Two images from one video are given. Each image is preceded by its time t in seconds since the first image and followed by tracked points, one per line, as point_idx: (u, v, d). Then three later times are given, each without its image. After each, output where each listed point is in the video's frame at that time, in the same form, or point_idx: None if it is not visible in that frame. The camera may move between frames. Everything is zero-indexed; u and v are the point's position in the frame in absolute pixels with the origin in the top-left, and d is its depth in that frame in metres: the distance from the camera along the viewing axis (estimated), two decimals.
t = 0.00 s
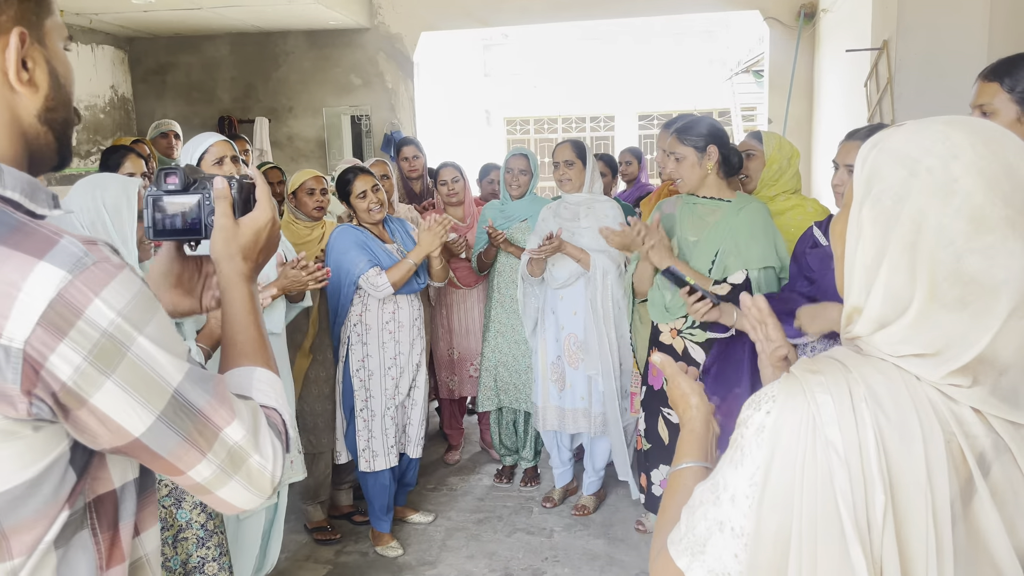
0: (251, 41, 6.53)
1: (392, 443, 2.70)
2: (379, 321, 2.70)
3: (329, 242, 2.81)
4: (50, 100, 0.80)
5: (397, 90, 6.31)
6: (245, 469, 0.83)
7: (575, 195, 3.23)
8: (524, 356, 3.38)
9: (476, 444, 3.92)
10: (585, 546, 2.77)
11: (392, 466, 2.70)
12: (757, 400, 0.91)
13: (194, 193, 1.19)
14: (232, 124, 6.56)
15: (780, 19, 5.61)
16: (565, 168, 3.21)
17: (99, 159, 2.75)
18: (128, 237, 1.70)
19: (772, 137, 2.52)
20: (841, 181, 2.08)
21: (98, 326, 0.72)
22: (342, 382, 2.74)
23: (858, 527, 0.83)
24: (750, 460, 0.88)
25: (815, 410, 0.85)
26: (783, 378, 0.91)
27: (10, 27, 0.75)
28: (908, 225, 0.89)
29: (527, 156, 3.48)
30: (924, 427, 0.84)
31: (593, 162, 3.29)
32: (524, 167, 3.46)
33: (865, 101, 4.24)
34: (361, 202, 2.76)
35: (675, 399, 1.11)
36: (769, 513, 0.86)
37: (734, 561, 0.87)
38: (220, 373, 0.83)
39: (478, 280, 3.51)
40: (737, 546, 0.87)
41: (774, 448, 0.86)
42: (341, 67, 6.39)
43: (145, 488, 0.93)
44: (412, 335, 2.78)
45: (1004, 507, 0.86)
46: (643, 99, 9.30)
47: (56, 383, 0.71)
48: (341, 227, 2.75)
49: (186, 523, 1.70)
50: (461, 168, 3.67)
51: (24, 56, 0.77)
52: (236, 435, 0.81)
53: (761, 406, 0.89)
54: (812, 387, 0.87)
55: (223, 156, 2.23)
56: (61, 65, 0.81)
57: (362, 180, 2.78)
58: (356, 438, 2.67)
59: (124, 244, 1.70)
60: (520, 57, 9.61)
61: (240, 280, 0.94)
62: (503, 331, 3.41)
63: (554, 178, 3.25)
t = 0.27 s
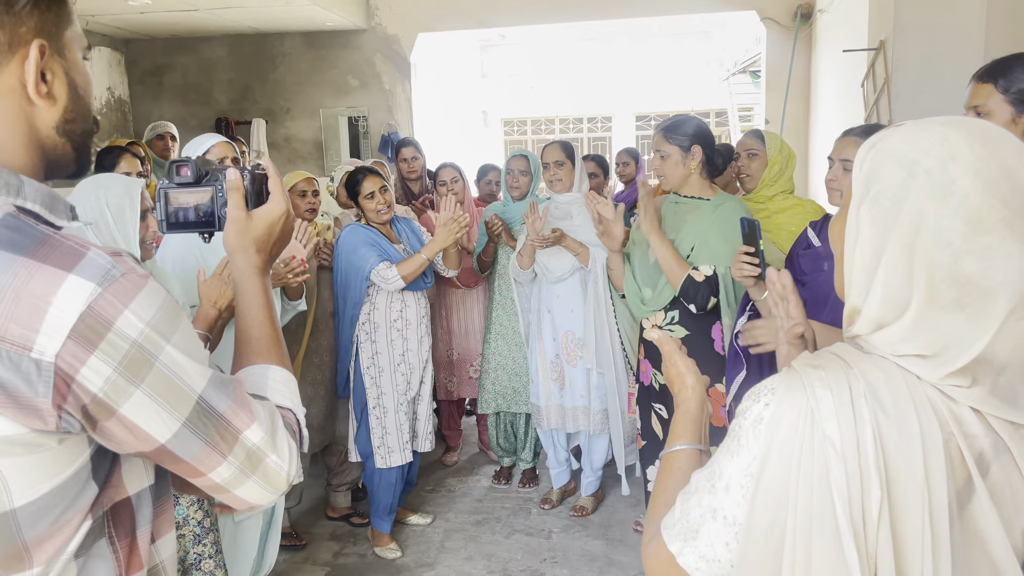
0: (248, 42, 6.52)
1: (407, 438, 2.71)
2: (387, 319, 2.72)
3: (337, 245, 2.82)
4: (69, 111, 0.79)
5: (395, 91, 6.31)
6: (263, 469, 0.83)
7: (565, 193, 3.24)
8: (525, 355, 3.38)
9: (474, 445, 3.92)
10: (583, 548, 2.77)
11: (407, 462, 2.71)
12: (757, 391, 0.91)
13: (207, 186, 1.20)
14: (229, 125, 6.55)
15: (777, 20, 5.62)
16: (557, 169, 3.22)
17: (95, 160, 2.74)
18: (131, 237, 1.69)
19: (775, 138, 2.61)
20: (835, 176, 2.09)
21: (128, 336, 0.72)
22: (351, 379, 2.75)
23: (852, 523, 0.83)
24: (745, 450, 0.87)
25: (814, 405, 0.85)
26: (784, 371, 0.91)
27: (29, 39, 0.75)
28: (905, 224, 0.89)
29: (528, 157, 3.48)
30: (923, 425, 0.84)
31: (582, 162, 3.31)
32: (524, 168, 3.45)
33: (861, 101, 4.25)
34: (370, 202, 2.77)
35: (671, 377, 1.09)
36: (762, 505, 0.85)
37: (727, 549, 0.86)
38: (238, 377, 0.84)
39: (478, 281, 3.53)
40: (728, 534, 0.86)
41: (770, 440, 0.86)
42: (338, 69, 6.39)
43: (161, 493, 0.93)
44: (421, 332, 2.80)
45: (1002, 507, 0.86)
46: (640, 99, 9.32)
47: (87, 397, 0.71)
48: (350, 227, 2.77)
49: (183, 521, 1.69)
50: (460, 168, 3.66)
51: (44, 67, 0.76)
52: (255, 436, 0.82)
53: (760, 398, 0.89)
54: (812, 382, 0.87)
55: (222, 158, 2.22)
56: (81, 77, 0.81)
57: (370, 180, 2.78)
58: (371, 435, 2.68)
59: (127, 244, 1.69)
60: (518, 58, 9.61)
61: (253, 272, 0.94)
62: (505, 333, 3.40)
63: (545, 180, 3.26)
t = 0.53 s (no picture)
0: (245, 43, 6.52)
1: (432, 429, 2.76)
2: (393, 319, 2.77)
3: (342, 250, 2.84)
4: (71, 113, 0.79)
5: (393, 92, 6.31)
6: (257, 458, 0.83)
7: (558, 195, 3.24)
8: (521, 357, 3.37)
9: (472, 446, 3.91)
10: (582, 549, 2.76)
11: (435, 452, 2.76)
12: (753, 392, 0.91)
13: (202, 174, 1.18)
14: (227, 126, 6.54)
15: (775, 21, 5.63)
16: (549, 171, 3.22)
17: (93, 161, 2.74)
18: (130, 236, 1.68)
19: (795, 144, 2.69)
20: (826, 176, 2.10)
21: (137, 330, 0.71)
22: (361, 379, 2.78)
23: (849, 519, 0.83)
24: (743, 450, 0.88)
25: (810, 402, 0.85)
26: (779, 370, 0.91)
27: (30, 40, 0.74)
28: (900, 222, 0.89)
29: (528, 160, 3.47)
30: (919, 423, 0.84)
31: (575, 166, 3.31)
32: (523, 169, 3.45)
33: (859, 102, 4.25)
34: (377, 203, 2.82)
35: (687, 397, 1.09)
36: (759, 504, 0.86)
37: (726, 547, 0.87)
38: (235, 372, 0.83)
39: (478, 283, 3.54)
40: (727, 533, 0.87)
41: (766, 440, 0.86)
42: (336, 70, 6.38)
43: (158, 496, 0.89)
44: (426, 330, 2.86)
45: (1001, 505, 0.85)
46: (638, 100, 9.32)
47: (94, 394, 0.71)
48: (356, 228, 2.80)
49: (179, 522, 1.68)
50: (459, 169, 3.65)
51: (45, 69, 0.76)
52: (251, 426, 0.82)
53: (757, 397, 0.89)
54: (807, 379, 0.87)
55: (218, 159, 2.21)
56: (83, 80, 0.81)
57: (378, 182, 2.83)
58: (397, 429, 2.71)
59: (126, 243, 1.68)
60: (516, 59, 9.60)
61: (247, 261, 0.93)
62: (504, 337, 3.38)
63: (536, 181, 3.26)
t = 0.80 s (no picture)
0: (245, 44, 6.51)
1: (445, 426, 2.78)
2: (399, 321, 2.79)
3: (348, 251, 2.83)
4: (73, 116, 0.78)
5: (392, 94, 6.31)
6: (235, 472, 0.82)
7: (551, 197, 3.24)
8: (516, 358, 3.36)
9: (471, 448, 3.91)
10: (580, 551, 2.75)
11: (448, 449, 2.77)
12: (753, 391, 0.90)
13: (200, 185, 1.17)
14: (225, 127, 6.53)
15: (774, 24, 5.64)
16: (543, 173, 3.22)
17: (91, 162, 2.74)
18: (132, 237, 1.69)
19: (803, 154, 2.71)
20: (815, 179, 2.12)
21: (140, 334, 0.71)
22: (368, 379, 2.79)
23: (849, 520, 0.83)
24: (743, 449, 0.87)
25: (812, 403, 0.85)
26: (779, 371, 0.91)
27: (35, 43, 0.74)
28: (901, 223, 0.89)
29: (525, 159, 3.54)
30: (919, 423, 0.84)
31: (566, 166, 3.30)
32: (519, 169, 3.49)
33: (858, 105, 4.26)
34: (382, 205, 2.83)
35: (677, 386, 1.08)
36: (759, 501, 0.85)
37: (723, 546, 0.87)
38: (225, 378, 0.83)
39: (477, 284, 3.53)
40: (725, 532, 0.87)
41: (767, 440, 0.86)
42: (335, 71, 6.38)
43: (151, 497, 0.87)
44: (430, 331, 2.88)
45: (1000, 505, 0.85)
46: (637, 103, 9.33)
47: (93, 396, 0.70)
48: (363, 229, 2.80)
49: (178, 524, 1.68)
50: (458, 171, 3.64)
51: (48, 72, 0.76)
52: (232, 439, 0.81)
53: (758, 397, 0.89)
54: (809, 380, 0.87)
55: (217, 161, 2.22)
56: (88, 85, 0.80)
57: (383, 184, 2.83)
58: (410, 428, 2.72)
59: (128, 242, 1.68)
60: (516, 61, 9.60)
61: (239, 276, 0.92)
62: (501, 339, 3.38)
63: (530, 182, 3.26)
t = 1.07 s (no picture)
0: (245, 46, 6.52)
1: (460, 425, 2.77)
2: (405, 326, 2.77)
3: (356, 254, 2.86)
4: (69, 121, 0.78)
5: (392, 96, 6.32)
6: (223, 489, 0.82)
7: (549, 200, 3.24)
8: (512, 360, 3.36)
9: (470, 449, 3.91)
10: (579, 554, 2.75)
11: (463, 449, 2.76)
12: (751, 392, 0.91)
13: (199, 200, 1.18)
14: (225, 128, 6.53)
15: (774, 27, 5.66)
16: (540, 176, 3.22)
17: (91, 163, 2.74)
18: (131, 238, 1.69)
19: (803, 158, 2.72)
20: (814, 183, 2.12)
21: (136, 339, 0.71)
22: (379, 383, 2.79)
23: (847, 520, 0.83)
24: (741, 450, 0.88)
25: (808, 403, 0.85)
26: (777, 371, 0.91)
27: (33, 47, 0.74)
28: (908, 228, 0.89)
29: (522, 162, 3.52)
30: (915, 425, 0.84)
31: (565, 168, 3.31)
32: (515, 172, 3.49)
33: (858, 109, 4.27)
34: (391, 209, 2.81)
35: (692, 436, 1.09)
36: (758, 502, 0.86)
37: (727, 552, 0.88)
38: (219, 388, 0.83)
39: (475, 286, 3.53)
40: (728, 537, 0.88)
41: (764, 441, 0.86)
42: (335, 73, 6.39)
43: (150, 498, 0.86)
44: (438, 335, 2.87)
45: (997, 509, 0.85)
46: (637, 105, 9.35)
47: (90, 399, 0.70)
48: (368, 235, 2.81)
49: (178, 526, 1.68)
50: (458, 174, 3.62)
51: (45, 76, 0.75)
52: (226, 449, 0.81)
53: (754, 398, 0.89)
54: (806, 379, 0.87)
55: (218, 163, 2.21)
56: (84, 91, 0.80)
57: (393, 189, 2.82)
58: (424, 429, 2.71)
59: (128, 245, 1.69)
60: (515, 63, 9.61)
61: (238, 292, 0.92)
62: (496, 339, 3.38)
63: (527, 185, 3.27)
